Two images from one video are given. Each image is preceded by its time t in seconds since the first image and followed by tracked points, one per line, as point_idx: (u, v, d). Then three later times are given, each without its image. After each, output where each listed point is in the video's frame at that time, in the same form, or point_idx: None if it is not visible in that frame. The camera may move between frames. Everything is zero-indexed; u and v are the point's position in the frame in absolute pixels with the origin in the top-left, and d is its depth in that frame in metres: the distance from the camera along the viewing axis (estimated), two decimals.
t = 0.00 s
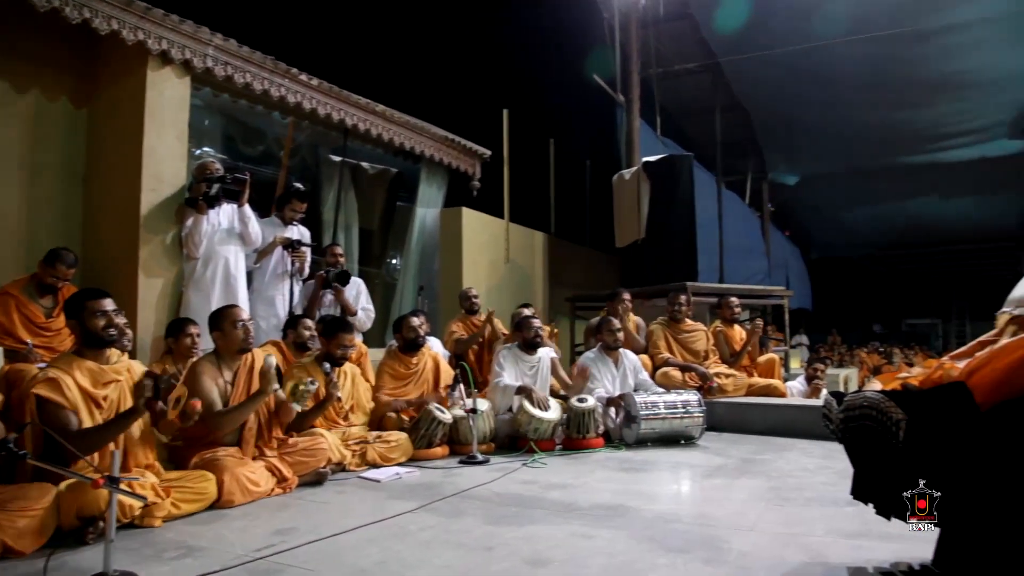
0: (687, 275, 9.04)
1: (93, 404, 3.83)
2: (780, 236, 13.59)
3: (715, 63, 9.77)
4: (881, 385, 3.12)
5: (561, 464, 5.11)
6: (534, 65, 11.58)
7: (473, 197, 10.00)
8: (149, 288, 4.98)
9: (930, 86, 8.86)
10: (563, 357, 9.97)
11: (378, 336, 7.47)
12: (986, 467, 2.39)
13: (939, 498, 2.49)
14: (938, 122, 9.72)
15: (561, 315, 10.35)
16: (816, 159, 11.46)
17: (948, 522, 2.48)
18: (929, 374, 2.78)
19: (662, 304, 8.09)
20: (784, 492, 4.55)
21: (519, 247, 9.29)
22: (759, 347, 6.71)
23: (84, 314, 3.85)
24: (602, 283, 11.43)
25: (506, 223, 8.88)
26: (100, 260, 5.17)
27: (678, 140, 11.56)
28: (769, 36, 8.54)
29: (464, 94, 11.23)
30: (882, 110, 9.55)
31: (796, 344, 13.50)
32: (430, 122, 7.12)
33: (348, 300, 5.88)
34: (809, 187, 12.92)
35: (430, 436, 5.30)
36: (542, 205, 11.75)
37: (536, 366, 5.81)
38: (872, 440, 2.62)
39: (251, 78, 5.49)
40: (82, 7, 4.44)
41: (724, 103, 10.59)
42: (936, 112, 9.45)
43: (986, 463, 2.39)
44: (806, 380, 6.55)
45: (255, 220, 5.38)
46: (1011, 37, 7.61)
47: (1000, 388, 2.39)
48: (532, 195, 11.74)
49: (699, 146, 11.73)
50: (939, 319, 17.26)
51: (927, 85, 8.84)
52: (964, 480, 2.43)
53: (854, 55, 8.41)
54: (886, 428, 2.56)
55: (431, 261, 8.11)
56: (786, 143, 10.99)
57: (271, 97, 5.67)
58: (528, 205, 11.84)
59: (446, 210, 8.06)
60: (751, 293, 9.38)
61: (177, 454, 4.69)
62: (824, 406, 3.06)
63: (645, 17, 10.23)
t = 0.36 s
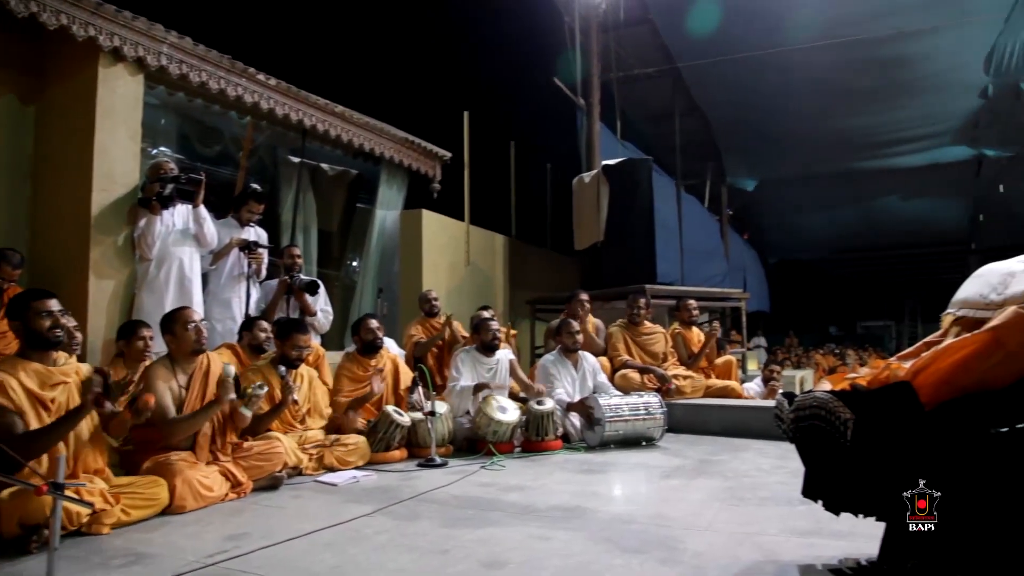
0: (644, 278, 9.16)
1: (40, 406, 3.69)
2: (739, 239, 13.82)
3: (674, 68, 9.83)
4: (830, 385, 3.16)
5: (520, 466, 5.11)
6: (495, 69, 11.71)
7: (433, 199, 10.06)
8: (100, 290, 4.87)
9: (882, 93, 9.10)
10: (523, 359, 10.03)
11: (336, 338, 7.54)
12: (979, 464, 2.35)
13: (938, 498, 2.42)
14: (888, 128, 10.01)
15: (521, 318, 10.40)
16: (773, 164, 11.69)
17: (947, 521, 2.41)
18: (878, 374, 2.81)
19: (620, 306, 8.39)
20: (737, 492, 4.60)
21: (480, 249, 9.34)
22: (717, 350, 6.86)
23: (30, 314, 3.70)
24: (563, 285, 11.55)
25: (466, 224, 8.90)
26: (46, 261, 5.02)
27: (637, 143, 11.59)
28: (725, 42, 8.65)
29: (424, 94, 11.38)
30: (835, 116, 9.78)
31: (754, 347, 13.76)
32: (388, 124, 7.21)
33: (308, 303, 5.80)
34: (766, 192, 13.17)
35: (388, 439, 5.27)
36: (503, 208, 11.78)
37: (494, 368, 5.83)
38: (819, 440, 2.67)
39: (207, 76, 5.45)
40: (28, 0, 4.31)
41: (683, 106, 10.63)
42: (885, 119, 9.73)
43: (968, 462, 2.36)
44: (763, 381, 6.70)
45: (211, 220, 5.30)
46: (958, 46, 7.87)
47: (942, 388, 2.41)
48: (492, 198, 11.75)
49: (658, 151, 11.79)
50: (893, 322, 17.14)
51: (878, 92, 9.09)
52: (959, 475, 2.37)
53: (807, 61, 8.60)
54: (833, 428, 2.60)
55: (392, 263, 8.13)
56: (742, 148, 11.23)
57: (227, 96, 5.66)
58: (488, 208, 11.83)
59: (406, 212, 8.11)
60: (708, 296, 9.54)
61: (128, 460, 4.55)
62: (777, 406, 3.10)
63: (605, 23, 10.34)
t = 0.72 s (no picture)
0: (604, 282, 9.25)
1: None
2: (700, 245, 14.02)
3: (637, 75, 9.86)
4: (781, 390, 3.23)
5: (478, 470, 5.11)
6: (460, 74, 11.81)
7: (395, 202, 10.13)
8: (50, 289, 4.75)
9: (840, 104, 9.31)
10: (484, 362, 10.06)
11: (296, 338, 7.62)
12: (982, 463, 2.26)
13: (938, 498, 2.32)
14: (845, 138, 10.26)
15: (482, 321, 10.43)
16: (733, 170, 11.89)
17: (947, 522, 2.30)
18: (827, 379, 2.90)
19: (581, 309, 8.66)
20: (693, 495, 4.64)
21: (443, 252, 9.37)
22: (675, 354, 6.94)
23: None
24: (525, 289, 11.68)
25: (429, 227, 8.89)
26: None
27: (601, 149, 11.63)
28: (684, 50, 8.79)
29: (388, 95, 11.42)
30: (792, 125, 9.99)
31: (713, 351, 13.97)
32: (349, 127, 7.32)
33: (268, 304, 5.76)
34: (727, 199, 13.39)
35: (345, 442, 5.23)
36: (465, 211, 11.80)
37: (454, 371, 5.79)
38: (771, 444, 2.73)
39: (165, 72, 5.41)
40: None
41: (645, 114, 10.66)
42: (839, 129, 9.98)
43: (953, 461, 2.31)
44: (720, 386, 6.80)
45: (167, 218, 5.20)
46: (911, 59, 8.09)
47: (890, 393, 2.52)
48: (455, 200, 11.77)
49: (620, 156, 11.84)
50: (849, 328, 16.31)
51: (834, 103, 9.30)
52: (957, 474, 2.29)
53: (765, 71, 8.77)
54: (783, 431, 2.67)
55: (354, 265, 8.14)
56: (702, 156, 11.45)
57: (186, 93, 5.66)
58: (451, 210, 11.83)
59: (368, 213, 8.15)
60: (667, 302, 9.67)
61: (76, 463, 4.42)
62: (731, 409, 3.16)
63: (569, 27, 10.20)
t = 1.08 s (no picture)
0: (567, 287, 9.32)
1: None
2: (662, 251, 14.21)
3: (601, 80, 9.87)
4: (737, 395, 3.28)
5: (438, 474, 5.09)
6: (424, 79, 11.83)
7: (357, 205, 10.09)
8: None
9: (801, 113, 9.49)
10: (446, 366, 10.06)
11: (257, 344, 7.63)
12: (960, 458, 2.25)
13: (938, 498, 2.25)
14: (803, 148, 10.49)
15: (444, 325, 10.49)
16: (694, 176, 12.05)
17: (948, 522, 2.22)
18: (781, 383, 2.93)
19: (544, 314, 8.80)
20: (651, 498, 4.67)
21: (405, 256, 9.38)
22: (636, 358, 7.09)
23: None
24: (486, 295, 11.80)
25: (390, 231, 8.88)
26: None
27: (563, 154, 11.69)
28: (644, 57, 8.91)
29: (351, 99, 11.10)
30: (750, 132, 10.16)
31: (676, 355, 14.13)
32: (311, 129, 7.43)
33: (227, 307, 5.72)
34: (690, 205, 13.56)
35: (305, 448, 5.19)
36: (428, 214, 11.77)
37: (414, 375, 5.83)
38: (724, 449, 2.72)
39: (121, 70, 5.35)
40: None
41: (609, 121, 10.68)
42: (797, 138, 10.19)
43: (924, 458, 2.30)
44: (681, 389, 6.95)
45: (122, 220, 5.05)
46: (866, 70, 8.31)
47: (842, 397, 2.50)
48: (419, 204, 11.75)
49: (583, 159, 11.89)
50: (807, 332, 16.28)
51: (793, 111, 9.48)
52: (932, 470, 2.27)
53: (724, 79, 8.91)
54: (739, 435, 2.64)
55: (315, 269, 8.12)
56: (664, 161, 11.61)
57: (143, 93, 5.62)
58: (414, 214, 11.79)
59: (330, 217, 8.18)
60: (629, 307, 9.77)
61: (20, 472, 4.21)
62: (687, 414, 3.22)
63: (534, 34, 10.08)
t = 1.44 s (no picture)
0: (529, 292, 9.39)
1: None
2: (625, 257, 14.39)
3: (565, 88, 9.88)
4: (694, 397, 3.30)
5: (400, 481, 5.07)
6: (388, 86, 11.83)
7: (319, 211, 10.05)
8: None
9: (762, 120, 9.66)
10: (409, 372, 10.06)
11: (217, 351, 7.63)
12: (943, 455, 2.24)
13: (938, 498, 2.22)
14: (763, 157, 10.71)
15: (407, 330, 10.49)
16: (656, 182, 12.21)
17: (947, 522, 2.19)
18: (737, 387, 2.97)
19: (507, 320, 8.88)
20: (612, 502, 4.69)
21: (368, 262, 9.37)
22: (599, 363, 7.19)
23: None
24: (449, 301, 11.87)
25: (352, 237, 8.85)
26: None
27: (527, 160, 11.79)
28: (606, 64, 9.03)
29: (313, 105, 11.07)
30: (711, 140, 10.32)
31: (639, 360, 14.25)
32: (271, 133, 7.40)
33: (186, 316, 5.67)
34: (652, 211, 13.73)
35: (264, 455, 5.13)
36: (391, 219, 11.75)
37: (376, 381, 5.82)
38: (685, 451, 2.80)
39: (74, 72, 5.22)
40: None
41: (572, 126, 10.82)
42: (757, 145, 10.39)
43: (874, 459, 2.30)
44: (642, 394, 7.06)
45: (75, 225, 4.96)
46: (824, 79, 8.51)
47: (795, 400, 2.55)
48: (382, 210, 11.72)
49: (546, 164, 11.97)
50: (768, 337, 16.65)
51: (755, 117, 9.63)
52: (901, 465, 2.27)
53: (686, 87, 9.05)
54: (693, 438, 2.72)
55: (276, 275, 8.06)
56: (627, 168, 11.76)
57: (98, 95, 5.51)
58: (376, 219, 11.74)
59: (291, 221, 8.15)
60: (592, 312, 9.87)
61: None
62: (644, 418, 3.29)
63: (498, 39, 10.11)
